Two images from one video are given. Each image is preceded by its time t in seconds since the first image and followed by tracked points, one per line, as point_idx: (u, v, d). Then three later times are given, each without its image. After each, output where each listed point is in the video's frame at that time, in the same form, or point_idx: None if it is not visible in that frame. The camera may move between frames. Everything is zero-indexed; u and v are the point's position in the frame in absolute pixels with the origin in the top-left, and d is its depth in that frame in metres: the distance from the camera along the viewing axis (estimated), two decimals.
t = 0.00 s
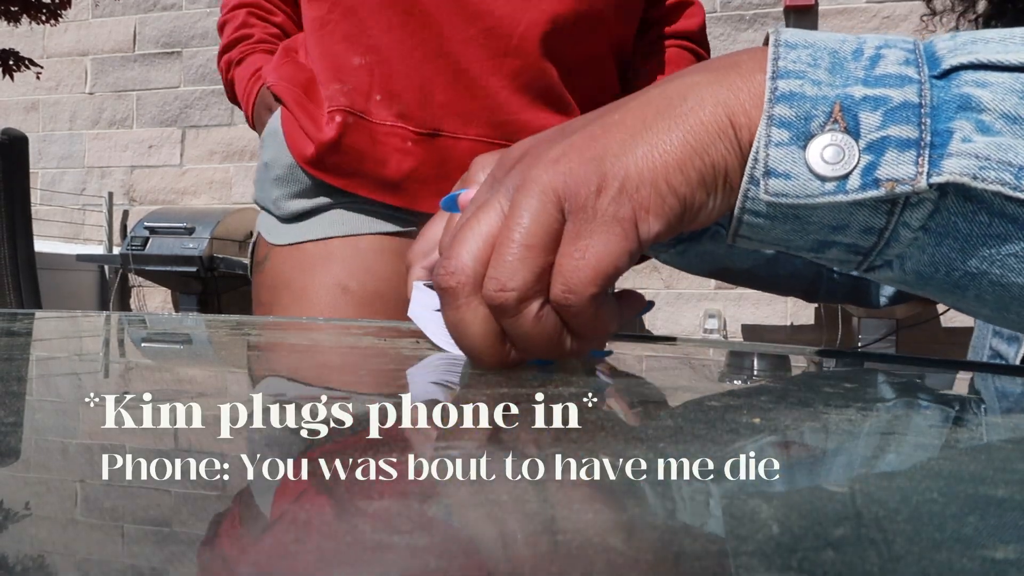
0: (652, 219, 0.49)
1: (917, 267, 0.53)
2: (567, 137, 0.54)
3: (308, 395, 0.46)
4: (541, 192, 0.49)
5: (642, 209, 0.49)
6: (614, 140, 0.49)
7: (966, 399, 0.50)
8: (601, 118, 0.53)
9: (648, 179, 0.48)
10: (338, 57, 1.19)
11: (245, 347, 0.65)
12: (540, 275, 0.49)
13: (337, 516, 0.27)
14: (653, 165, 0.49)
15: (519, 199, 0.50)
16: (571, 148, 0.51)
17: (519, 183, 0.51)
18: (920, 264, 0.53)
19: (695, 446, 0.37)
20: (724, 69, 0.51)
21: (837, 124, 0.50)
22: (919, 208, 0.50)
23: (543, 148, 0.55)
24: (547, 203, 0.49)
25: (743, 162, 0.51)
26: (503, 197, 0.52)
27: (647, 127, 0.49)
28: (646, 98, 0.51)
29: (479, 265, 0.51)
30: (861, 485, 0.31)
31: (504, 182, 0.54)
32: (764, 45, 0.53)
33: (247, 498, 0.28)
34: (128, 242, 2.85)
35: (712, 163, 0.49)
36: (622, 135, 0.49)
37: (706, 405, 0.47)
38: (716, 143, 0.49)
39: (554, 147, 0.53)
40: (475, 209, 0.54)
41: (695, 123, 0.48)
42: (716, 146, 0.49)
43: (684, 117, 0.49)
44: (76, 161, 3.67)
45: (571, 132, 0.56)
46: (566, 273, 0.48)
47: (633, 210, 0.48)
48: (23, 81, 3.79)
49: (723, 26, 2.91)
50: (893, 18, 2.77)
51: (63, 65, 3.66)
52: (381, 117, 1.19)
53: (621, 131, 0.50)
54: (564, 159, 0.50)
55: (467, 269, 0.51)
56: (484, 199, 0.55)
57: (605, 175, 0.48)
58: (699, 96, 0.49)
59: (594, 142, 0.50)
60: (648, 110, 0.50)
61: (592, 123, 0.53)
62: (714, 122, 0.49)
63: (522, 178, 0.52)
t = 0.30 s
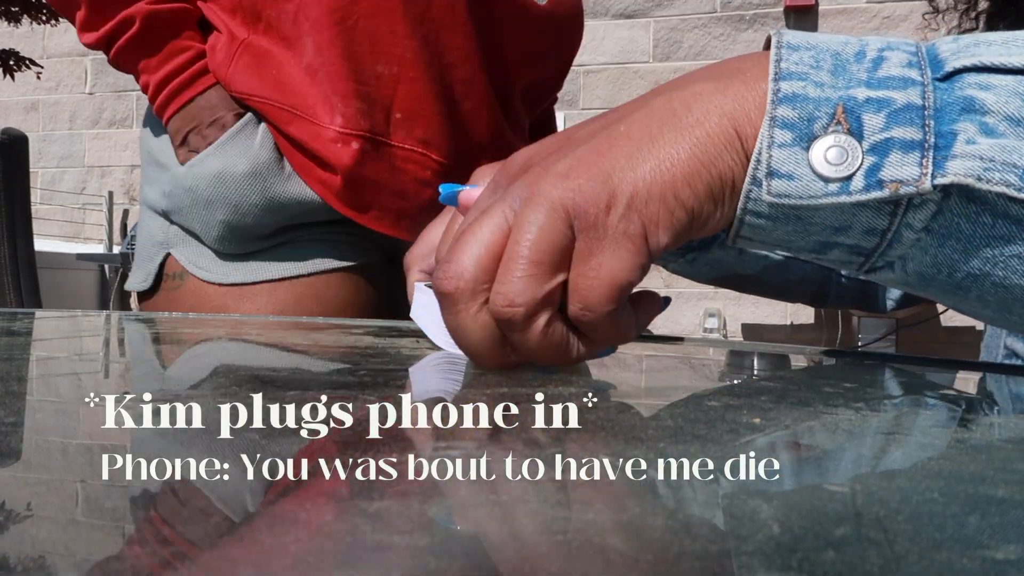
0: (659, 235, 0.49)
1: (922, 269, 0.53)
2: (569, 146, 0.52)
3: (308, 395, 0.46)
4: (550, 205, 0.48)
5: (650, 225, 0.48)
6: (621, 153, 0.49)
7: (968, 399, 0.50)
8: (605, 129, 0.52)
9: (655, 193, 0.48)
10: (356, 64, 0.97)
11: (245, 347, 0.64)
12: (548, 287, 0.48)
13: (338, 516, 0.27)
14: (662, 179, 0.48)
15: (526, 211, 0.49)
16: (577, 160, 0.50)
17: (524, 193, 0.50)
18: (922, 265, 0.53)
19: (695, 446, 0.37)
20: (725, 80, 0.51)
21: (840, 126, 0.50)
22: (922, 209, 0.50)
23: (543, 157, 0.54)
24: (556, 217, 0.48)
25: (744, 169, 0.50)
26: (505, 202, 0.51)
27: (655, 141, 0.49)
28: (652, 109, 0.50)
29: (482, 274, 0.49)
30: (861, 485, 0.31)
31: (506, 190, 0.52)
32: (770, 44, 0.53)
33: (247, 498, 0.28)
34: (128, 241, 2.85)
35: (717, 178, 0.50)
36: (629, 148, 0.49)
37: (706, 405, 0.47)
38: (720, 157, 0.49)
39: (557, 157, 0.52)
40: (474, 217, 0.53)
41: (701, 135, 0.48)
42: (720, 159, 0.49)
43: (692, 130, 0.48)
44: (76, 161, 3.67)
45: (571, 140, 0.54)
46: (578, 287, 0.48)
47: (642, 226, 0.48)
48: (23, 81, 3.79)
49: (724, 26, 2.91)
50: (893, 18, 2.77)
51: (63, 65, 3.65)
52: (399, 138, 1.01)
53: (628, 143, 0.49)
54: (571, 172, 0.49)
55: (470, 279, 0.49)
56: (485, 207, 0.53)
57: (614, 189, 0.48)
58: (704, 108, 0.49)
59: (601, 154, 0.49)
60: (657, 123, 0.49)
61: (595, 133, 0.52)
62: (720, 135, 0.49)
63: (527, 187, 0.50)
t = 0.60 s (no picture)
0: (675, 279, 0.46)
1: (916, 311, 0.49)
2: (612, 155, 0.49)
3: (308, 395, 0.46)
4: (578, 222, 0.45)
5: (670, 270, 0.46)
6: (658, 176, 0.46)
7: (967, 399, 0.50)
8: (652, 145, 0.49)
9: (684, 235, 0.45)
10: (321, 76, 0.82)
11: (246, 346, 0.64)
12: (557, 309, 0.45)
13: (338, 516, 0.27)
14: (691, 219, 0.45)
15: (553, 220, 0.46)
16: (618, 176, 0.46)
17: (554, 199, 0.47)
18: (918, 305, 0.49)
19: (695, 445, 0.37)
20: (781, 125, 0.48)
21: (825, 180, 0.46)
22: (913, 254, 0.46)
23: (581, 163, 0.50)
24: (582, 237, 0.45)
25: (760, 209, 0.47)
26: (531, 202, 0.47)
27: (698, 176, 0.46)
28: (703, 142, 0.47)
29: (496, 274, 0.46)
30: (861, 484, 0.31)
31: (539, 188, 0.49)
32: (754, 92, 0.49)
33: (248, 498, 0.28)
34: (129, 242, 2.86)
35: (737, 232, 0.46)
36: (666, 171, 0.46)
37: (706, 405, 0.47)
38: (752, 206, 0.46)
39: (596, 166, 0.49)
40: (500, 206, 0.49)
41: (737, 187, 0.46)
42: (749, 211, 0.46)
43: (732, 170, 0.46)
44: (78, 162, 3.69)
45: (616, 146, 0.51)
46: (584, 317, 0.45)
47: (662, 267, 0.45)
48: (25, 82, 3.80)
49: (723, 26, 2.91)
50: (892, 18, 2.78)
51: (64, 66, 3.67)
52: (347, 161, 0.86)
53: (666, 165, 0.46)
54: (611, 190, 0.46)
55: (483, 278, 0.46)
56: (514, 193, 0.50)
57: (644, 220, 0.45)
58: (746, 154, 0.47)
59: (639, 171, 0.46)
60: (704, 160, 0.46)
61: (643, 148, 0.49)
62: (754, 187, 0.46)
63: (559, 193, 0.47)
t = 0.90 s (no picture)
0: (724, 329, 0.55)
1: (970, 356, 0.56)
2: (720, 168, 0.55)
3: (307, 396, 0.46)
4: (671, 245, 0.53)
5: (730, 314, 0.54)
6: (755, 221, 0.53)
7: (968, 399, 0.50)
8: (755, 176, 0.55)
9: (758, 289, 0.53)
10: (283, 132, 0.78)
11: (245, 347, 0.65)
12: (597, 306, 0.54)
13: (338, 516, 0.27)
14: (765, 268, 0.53)
15: (647, 232, 0.52)
16: (725, 207, 0.53)
17: (656, 208, 0.53)
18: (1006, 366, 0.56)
19: (694, 446, 0.37)
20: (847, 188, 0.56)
21: (893, 266, 0.54)
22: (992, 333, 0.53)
23: (683, 151, 0.55)
24: (638, 235, 0.53)
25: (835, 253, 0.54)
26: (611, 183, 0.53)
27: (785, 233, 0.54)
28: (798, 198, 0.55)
29: (569, 261, 0.53)
30: (861, 484, 0.31)
31: (646, 173, 0.54)
32: (814, 172, 0.56)
33: (248, 498, 0.28)
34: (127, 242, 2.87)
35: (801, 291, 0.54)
36: (765, 221, 0.53)
37: (706, 405, 0.47)
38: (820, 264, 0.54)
39: (701, 172, 0.54)
40: (551, 155, 0.56)
41: (783, 223, 0.54)
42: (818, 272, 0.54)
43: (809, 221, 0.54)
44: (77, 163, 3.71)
45: (715, 150, 0.57)
46: (613, 315, 0.54)
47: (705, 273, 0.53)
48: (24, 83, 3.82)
49: (723, 26, 2.92)
50: (892, 18, 2.79)
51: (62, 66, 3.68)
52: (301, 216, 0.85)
53: (768, 214, 0.53)
54: (718, 223, 0.53)
55: (556, 255, 0.54)
56: (615, 158, 0.55)
57: (722, 267, 0.53)
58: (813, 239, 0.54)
59: (737, 206, 0.53)
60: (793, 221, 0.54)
61: (748, 170, 0.55)
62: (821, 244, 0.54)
63: (664, 205, 0.53)
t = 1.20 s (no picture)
0: (719, 353, 0.56)
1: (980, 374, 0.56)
2: (708, 194, 0.57)
3: (308, 396, 0.46)
4: (660, 271, 0.55)
5: (723, 339, 0.55)
6: (742, 244, 0.55)
7: (968, 399, 0.50)
8: (743, 199, 0.56)
9: (750, 313, 0.54)
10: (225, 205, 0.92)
11: (245, 347, 0.65)
12: (592, 333, 0.56)
13: (338, 516, 0.27)
14: (757, 295, 0.54)
15: (634, 260, 0.54)
16: (711, 232, 0.55)
17: (645, 235, 0.55)
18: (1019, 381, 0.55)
19: (694, 446, 0.37)
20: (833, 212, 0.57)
21: (904, 287, 0.55)
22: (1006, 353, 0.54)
23: (673, 179, 0.58)
24: (626, 264, 0.55)
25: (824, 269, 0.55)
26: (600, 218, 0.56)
27: (773, 256, 0.55)
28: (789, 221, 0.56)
29: (559, 289, 0.55)
30: (862, 485, 0.31)
31: (634, 203, 0.56)
32: (820, 191, 0.58)
33: (248, 497, 0.28)
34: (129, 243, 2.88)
35: (795, 312, 0.55)
36: (753, 244, 0.55)
37: (705, 404, 0.47)
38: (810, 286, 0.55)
39: (691, 197, 0.56)
40: (540, 180, 0.60)
41: (774, 245, 0.55)
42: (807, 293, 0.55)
43: (799, 243, 0.55)
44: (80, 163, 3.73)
45: (707, 176, 0.59)
46: (607, 341, 0.56)
47: (695, 301, 0.54)
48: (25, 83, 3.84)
49: (723, 26, 2.92)
50: (892, 18, 2.79)
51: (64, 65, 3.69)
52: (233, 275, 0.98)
53: (758, 237, 0.55)
54: (705, 248, 0.54)
55: (549, 282, 0.56)
56: (604, 189, 0.58)
57: (711, 291, 0.54)
58: (817, 260, 0.55)
59: (725, 229, 0.55)
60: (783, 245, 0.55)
61: (738, 194, 0.57)
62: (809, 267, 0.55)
63: (652, 233, 0.55)
